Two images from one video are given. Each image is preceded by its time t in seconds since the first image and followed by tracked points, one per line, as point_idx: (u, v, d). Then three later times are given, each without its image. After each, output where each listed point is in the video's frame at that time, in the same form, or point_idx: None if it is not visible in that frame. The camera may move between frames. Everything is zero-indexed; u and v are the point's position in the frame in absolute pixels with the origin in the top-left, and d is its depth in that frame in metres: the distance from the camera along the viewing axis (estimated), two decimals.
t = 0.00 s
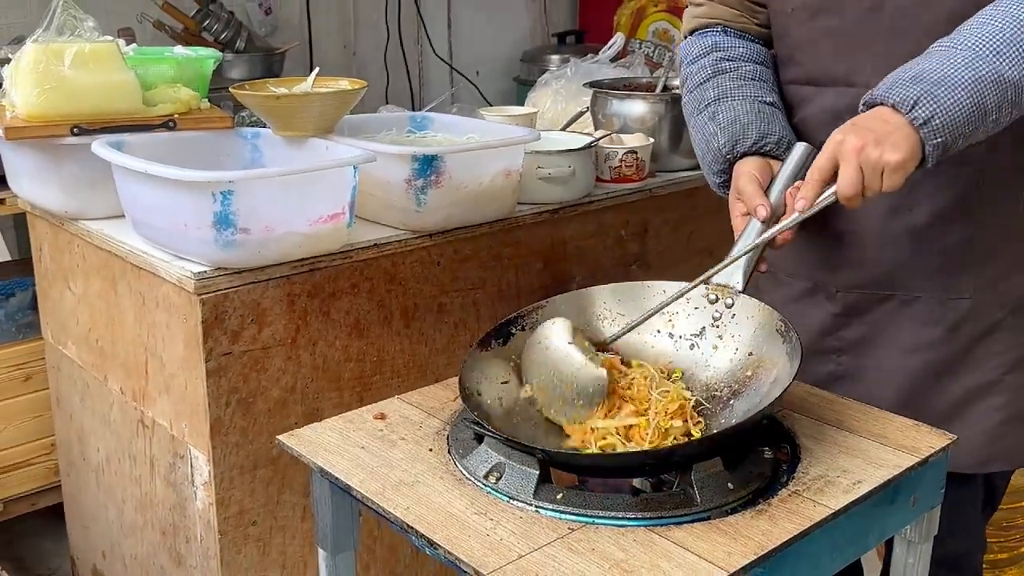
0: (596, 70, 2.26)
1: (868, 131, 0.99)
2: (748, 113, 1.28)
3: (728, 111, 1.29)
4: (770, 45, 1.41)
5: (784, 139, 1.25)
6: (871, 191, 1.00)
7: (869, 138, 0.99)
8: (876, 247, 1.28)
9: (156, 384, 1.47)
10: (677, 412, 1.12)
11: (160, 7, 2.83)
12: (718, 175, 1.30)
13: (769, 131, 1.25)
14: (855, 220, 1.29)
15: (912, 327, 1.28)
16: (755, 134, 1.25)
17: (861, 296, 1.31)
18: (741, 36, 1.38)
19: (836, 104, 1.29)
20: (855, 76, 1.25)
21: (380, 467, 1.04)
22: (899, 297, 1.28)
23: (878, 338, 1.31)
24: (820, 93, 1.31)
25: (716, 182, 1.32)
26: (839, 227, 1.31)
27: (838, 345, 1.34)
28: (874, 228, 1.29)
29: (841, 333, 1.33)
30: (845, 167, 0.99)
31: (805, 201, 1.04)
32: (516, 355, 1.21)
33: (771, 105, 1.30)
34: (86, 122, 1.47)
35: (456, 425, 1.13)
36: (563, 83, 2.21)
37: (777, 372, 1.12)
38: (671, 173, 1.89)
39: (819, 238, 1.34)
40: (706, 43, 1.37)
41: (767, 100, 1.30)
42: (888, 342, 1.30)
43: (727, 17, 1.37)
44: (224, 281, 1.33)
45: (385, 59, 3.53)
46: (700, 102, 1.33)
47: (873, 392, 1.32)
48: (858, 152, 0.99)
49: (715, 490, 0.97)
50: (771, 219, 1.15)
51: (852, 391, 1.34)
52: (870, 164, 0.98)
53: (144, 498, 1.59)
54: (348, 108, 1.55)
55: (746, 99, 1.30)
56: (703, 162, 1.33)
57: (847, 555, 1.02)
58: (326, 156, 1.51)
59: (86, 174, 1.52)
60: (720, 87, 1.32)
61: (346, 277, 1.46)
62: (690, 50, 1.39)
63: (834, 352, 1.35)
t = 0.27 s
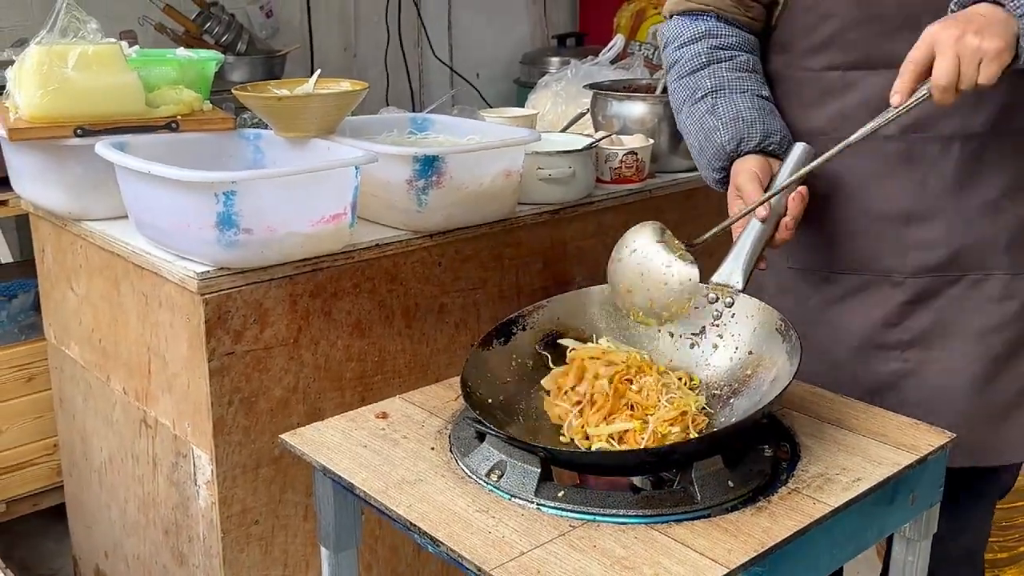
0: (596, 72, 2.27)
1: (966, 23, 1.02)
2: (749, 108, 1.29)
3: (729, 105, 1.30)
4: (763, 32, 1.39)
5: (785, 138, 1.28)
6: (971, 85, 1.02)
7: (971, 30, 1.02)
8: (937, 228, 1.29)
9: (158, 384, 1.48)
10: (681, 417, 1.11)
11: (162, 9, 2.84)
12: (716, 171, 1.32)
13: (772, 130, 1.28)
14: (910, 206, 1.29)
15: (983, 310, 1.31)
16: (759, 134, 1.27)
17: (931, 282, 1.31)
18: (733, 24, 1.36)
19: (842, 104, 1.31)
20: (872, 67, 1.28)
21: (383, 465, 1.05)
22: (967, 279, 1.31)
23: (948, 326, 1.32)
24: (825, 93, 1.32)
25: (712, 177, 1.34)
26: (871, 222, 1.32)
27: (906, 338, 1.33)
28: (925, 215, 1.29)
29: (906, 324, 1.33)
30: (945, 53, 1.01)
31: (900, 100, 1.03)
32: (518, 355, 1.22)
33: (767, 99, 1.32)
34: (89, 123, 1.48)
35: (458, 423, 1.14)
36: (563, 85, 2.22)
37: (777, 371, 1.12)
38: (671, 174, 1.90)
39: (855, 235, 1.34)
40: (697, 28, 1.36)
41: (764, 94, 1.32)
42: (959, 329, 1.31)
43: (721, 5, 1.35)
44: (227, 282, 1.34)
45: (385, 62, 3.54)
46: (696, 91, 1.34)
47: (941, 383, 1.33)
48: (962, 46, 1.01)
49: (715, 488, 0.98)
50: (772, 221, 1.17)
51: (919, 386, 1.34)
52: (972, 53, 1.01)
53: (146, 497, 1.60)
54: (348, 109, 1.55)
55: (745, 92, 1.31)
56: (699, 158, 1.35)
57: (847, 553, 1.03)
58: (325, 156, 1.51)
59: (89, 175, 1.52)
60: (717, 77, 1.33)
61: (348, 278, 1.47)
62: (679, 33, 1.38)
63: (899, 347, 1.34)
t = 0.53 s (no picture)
0: (597, 75, 2.29)
1: (1011, 123, 1.10)
2: (753, 115, 1.30)
3: (733, 111, 1.31)
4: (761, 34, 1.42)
5: (788, 148, 1.30)
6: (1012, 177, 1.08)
7: (1017, 130, 1.09)
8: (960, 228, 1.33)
9: (165, 384, 1.49)
10: (683, 419, 1.12)
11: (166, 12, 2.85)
12: (719, 176, 1.32)
13: (777, 139, 1.29)
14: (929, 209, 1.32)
15: (994, 305, 1.35)
16: (765, 141, 1.28)
17: (946, 282, 1.34)
18: (733, 27, 1.37)
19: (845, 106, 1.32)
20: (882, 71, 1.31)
21: (391, 463, 1.07)
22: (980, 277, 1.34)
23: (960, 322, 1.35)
24: (830, 95, 1.34)
25: (713, 182, 1.34)
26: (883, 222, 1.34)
27: (923, 334, 1.36)
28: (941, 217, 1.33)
29: (924, 321, 1.36)
30: (997, 147, 1.07)
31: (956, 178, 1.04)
32: (523, 354, 1.24)
33: (766, 105, 1.34)
34: (96, 126, 1.50)
35: (464, 422, 1.15)
36: (565, 87, 2.24)
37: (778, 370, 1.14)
38: (672, 176, 1.92)
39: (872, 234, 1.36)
40: (700, 29, 1.36)
41: (764, 100, 1.34)
42: (970, 322, 1.35)
43: (724, 8, 1.36)
44: (235, 283, 1.35)
45: (387, 64, 3.56)
46: (698, 92, 1.33)
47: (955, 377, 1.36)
48: (1011, 139, 1.07)
49: (718, 486, 0.99)
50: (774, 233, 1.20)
51: (936, 379, 1.37)
52: (1019, 150, 1.07)
53: (153, 497, 1.61)
54: (352, 113, 1.57)
55: (748, 98, 1.32)
56: (697, 164, 1.35)
57: (848, 550, 1.04)
58: (331, 160, 1.52)
59: (97, 178, 1.54)
60: (720, 81, 1.33)
61: (353, 279, 1.48)
62: (679, 33, 1.38)
63: (916, 342, 1.37)
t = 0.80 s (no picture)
0: (600, 76, 2.31)
1: (988, 176, 1.09)
2: (752, 107, 1.32)
3: (732, 104, 1.33)
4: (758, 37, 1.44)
5: (787, 137, 1.32)
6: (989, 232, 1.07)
7: (993, 183, 1.08)
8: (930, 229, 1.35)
9: (174, 383, 1.51)
10: (688, 414, 1.13)
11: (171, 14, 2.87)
12: (720, 168, 1.34)
13: (775, 127, 1.31)
14: (896, 207, 1.36)
15: (969, 306, 1.36)
16: (762, 130, 1.30)
17: (921, 280, 1.36)
18: (732, 29, 1.39)
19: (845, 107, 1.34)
20: (858, 74, 1.34)
21: (398, 459, 1.08)
22: (952, 279, 1.36)
23: (936, 318, 1.37)
24: (831, 94, 1.36)
25: (716, 174, 1.36)
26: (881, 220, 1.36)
27: (895, 330, 1.39)
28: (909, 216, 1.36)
29: (897, 317, 1.38)
30: (974, 203, 1.05)
31: (937, 234, 1.02)
32: (528, 351, 1.25)
33: (767, 100, 1.36)
34: (104, 128, 1.51)
35: (470, 418, 1.17)
36: (567, 88, 2.25)
37: (780, 368, 1.15)
38: (675, 176, 1.94)
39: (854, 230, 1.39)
40: (699, 31, 1.38)
41: (763, 94, 1.36)
42: (944, 322, 1.37)
43: (721, 11, 1.38)
44: (243, 282, 1.37)
45: (390, 65, 3.58)
46: (698, 91, 1.35)
47: (927, 373, 1.39)
48: (987, 194, 1.06)
49: (721, 481, 1.00)
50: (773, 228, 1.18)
51: (909, 373, 1.40)
52: (997, 205, 1.07)
53: (161, 495, 1.63)
54: (358, 114, 1.58)
55: (747, 92, 1.34)
56: (700, 155, 1.36)
57: (850, 545, 1.06)
58: (337, 160, 1.53)
59: (106, 179, 1.55)
60: (720, 78, 1.35)
61: (360, 279, 1.50)
62: (679, 38, 1.40)
63: (888, 336, 1.39)
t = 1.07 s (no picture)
0: (601, 76, 2.32)
1: (982, 182, 1.09)
2: (756, 106, 1.33)
3: (737, 104, 1.34)
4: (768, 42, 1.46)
5: (791, 133, 1.32)
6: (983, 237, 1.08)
7: (987, 188, 1.09)
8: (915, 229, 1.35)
9: (178, 380, 1.52)
10: (687, 411, 1.14)
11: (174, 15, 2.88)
12: (727, 167, 1.35)
13: (779, 125, 1.31)
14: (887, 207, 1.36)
15: (958, 307, 1.37)
16: (765, 127, 1.31)
17: (907, 279, 1.37)
18: (741, 36, 1.42)
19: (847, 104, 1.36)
20: (846, 75, 1.35)
21: (401, 455, 1.09)
22: (938, 277, 1.36)
23: (923, 317, 1.38)
24: (828, 92, 1.37)
25: (724, 173, 1.37)
26: (880, 218, 1.37)
27: (882, 329, 1.40)
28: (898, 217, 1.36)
29: (885, 316, 1.39)
30: (966, 209, 1.06)
31: (930, 240, 1.03)
32: (529, 350, 1.26)
33: (775, 100, 1.36)
34: (109, 127, 1.52)
35: (472, 415, 1.18)
36: (569, 88, 2.26)
37: (779, 365, 1.16)
38: (676, 175, 1.95)
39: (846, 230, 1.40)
40: (708, 40, 1.41)
41: (772, 95, 1.36)
42: (932, 322, 1.38)
43: (727, 19, 1.41)
44: (247, 280, 1.38)
45: (392, 66, 3.59)
46: (706, 95, 1.38)
47: (914, 372, 1.39)
48: (980, 201, 1.07)
49: (722, 476, 1.01)
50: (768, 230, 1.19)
51: (896, 371, 1.40)
52: (991, 210, 1.07)
53: (165, 492, 1.64)
54: (360, 114, 1.59)
55: (753, 93, 1.35)
56: (709, 154, 1.38)
57: (850, 539, 1.06)
58: (339, 159, 1.54)
59: (111, 177, 1.57)
60: (726, 81, 1.37)
61: (362, 277, 1.51)
62: (690, 47, 1.44)
63: (877, 336, 1.40)
